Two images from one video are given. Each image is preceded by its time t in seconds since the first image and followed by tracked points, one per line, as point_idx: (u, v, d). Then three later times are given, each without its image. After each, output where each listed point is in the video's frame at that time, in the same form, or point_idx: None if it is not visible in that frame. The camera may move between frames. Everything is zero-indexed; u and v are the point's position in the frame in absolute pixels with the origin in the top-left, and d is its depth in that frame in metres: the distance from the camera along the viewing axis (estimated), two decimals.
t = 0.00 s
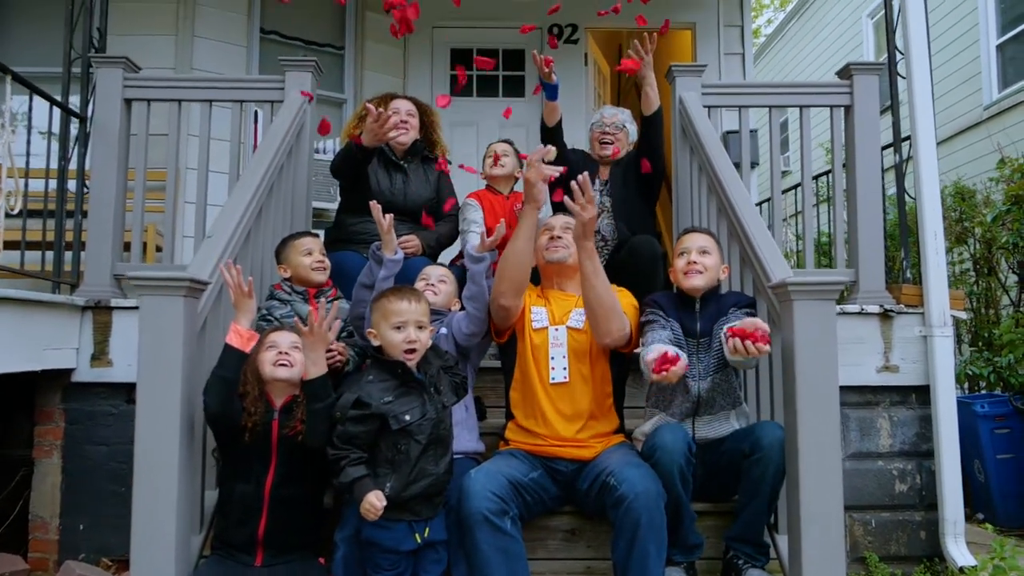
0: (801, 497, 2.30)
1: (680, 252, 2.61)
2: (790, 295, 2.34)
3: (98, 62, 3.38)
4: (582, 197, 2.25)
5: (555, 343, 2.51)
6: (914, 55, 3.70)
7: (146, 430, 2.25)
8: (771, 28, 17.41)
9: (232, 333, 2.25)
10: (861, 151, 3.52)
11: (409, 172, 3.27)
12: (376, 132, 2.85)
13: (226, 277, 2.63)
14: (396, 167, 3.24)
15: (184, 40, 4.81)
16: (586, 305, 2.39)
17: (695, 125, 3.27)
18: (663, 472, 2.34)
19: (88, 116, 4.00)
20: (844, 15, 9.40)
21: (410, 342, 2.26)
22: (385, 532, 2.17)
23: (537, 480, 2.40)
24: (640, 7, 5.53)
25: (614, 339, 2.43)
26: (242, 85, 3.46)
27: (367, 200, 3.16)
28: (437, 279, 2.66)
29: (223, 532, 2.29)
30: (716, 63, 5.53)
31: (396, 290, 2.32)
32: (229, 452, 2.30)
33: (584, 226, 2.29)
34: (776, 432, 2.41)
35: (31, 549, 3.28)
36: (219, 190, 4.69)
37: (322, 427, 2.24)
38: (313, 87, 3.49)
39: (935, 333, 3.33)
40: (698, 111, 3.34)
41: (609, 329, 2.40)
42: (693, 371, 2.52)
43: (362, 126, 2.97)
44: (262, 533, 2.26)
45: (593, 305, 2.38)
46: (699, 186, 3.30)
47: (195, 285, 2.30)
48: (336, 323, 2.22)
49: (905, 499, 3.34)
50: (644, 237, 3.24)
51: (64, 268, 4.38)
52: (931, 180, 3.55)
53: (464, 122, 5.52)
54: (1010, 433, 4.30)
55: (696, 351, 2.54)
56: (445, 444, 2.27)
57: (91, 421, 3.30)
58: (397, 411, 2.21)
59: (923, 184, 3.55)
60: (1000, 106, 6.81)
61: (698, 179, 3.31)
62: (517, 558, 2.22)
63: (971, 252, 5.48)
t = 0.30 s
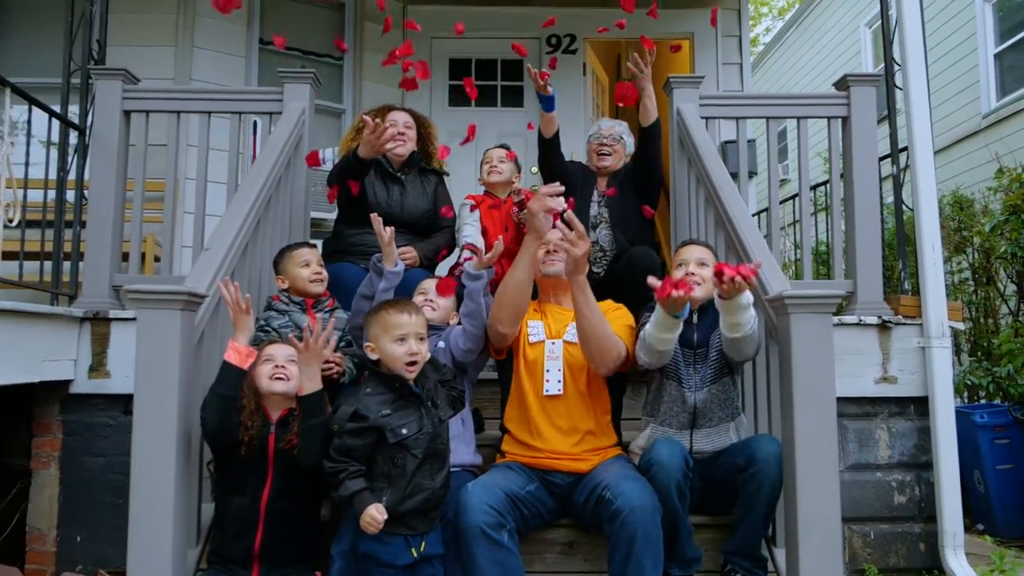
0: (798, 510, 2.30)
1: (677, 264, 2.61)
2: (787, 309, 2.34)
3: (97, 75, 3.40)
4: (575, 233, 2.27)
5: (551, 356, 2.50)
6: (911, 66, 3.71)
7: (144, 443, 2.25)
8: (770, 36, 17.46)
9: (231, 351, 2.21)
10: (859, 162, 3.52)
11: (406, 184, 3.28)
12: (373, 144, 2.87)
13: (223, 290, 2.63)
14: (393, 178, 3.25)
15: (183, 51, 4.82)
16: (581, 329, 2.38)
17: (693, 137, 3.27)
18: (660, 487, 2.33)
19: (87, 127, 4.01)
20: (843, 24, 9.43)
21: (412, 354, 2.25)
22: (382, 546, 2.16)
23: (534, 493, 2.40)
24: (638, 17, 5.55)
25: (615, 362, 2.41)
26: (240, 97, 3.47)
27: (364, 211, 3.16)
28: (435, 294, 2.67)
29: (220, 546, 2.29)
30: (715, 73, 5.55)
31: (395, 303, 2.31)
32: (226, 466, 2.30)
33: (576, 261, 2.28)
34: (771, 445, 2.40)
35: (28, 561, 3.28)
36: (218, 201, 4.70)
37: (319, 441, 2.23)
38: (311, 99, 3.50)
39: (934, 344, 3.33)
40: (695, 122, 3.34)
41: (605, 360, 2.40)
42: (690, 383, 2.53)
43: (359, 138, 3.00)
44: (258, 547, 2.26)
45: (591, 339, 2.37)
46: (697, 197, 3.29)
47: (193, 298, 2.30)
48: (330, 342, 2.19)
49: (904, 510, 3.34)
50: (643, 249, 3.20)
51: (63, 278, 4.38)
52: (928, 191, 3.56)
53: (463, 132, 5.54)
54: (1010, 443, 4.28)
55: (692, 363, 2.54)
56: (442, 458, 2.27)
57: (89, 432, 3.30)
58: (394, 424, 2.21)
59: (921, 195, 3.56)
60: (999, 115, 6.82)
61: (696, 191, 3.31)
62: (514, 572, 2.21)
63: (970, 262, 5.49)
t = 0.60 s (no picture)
0: (796, 524, 2.30)
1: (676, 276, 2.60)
2: (784, 322, 2.34)
3: (96, 87, 3.41)
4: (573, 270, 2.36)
5: (548, 370, 2.51)
6: (908, 78, 3.71)
7: (140, 457, 2.25)
8: (768, 47, 17.52)
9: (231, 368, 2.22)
10: (857, 173, 3.53)
11: (404, 196, 3.28)
12: (371, 155, 2.92)
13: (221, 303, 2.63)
14: (390, 190, 3.25)
15: (183, 62, 4.84)
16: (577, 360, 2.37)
17: (691, 150, 3.28)
18: (657, 502, 2.32)
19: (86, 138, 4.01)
20: (841, 35, 9.47)
21: (414, 366, 2.26)
22: (378, 561, 2.16)
23: (532, 506, 2.39)
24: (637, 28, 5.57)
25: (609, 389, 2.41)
26: (239, 110, 3.48)
27: (361, 223, 3.16)
28: (434, 309, 2.66)
29: (216, 561, 2.28)
30: (713, 84, 5.57)
31: (395, 316, 2.32)
32: (222, 480, 2.30)
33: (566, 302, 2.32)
34: (768, 458, 2.38)
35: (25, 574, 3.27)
36: (217, 212, 4.71)
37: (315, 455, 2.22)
38: (310, 111, 3.51)
39: (933, 356, 3.33)
40: (694, 134, 3.36)
41: (600, 393, 2.40)
42: (687, 395, 2.52)
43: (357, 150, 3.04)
44: (254, 561, 2.25)
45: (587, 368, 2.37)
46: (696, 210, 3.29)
47: (190, 312, 2.30)
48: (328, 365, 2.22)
49: (904, 523, 3.33)
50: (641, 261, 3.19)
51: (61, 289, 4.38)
52: (926, 202, 3.56)
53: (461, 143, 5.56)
54: (1009, 454, 4.26)
55: (690, 375, 2.53)
56: (438, 472, 2.27)
57: (87, 444, 3.29)
58: (391, 438, 2.20)
59: (919, 207, 3.56)
60: (997, 125, 6.83)
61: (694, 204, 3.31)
62: None
63: (969, 272, 5.50)
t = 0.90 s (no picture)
0: (797, 539, 2.29)
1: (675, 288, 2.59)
2: (784, 335, 2.33)
3: (99, 100, 3.43)
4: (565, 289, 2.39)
5: (547, 386, 2.52)
6: (908, 90, 3.72)
7: (140, 471, 2.25)
8: (769, 57, 17.58)
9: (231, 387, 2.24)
10: (857, 184, 3.53)
11: (404, 209, 3.28)
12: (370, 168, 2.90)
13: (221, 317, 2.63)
14: (390, 203, 3.26)
15: (185, 74, 4.86)
16: (575, 396, 2.34)
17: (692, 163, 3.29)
18: (656, 518, 2.31)
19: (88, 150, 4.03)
20: (842, 46, 9.50)
21: (417, 379, 2.26)
22: None
23: (533, 521, 2.38)
24: (638, 41, 5.61)
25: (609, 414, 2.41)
26: (240, 123, 3.50)
27: (360, 235, 3.16)
28: (434, 324, 2.67)
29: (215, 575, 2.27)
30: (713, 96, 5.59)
31: (397, 329, 2.33)
32: (221, 494, 2.29)
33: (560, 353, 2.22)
34: (769, 471, 2.35)
35: None
36: (218, 224, 4.72)
37: (314, 469, 2.22)
38: (311, 124, 3.52)
39: (934, 368, 3.32)
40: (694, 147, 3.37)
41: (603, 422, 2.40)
42: (687, 406, 2.52)
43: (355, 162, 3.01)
44: None
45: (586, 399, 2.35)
46: (697, 222, 3.28)
47: (189, 326, 2.30)
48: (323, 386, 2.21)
49: (906, 537, 3.31)
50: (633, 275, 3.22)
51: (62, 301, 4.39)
52: (926, 214, 3.56)
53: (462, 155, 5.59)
54: (1013, 466, 4.18)
55: (690, 386, 2.54)
56: (436, 486, 2.26)
57: (87, 457, 3.28)
58: (391, 451, 2.20)
59: (919, 219, 3.56)
60: (999, 135, 6.83)
61: (695, 217, 3.30)
62: None
63: (971, 283, 5.51)
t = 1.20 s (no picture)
0: (799, 556, 2.27)
1: (675, 301, 2.58)
2: (785, 350, 2.32)
3: (101, 115, 3.44)
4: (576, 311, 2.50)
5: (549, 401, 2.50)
6: (910, 104, 3.71)
7: (139, 486, 2.24)
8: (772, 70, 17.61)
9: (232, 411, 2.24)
10: (859, 198, 3.53)
11: (405, 223, 3.28)
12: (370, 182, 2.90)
13: (221, 333, 2.62)
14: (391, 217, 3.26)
15: (188, 89, 4.89)
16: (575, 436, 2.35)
17: (693, 177, 3.29)
18: (656, 534, 2.29)
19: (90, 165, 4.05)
20: (843, 60, 9.52)
21: (416, 395, 2.26)
22: None
23: (534, 537, 2.37)
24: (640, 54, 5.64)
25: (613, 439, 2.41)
26: (242, 137, 3.51)
27: (362, 250, 3.16)
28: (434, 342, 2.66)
29: None
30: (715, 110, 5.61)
31: (396, 344, 2.33)
32: (221, 510, 2.28)
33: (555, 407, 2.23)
34: (772, 488, 2.34)
35: None
36: (220, 238, 4.73)
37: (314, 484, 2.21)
38: (312, 138, 3.52)
39: (937, 383, 3.30)
40: (695, 161, 3.37)
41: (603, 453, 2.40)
42: (688, 418, 2.51)
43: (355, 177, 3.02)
44: None
45: (582, 435, 2.35)
46: (698, 236, 3.28)
47: (190, 341, 2.30)
48: (322, 411, 2.23)
49: (910, 553, 3.29)
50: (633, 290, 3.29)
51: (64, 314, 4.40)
52: (929, 228, 3.56)
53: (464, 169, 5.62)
54: (1018, 480, 4.13)
55: (692, 398, 2.52)
56: (437, 501, 2.25)
57: (88, 471, 3.28)
58: (391, 467, 2.19)
59: (921, 232, 3.56)
60: (1002, 148, 6.83)
61: (696, 230, 3.29)
62: None
63: (974, 296, 5.50)
